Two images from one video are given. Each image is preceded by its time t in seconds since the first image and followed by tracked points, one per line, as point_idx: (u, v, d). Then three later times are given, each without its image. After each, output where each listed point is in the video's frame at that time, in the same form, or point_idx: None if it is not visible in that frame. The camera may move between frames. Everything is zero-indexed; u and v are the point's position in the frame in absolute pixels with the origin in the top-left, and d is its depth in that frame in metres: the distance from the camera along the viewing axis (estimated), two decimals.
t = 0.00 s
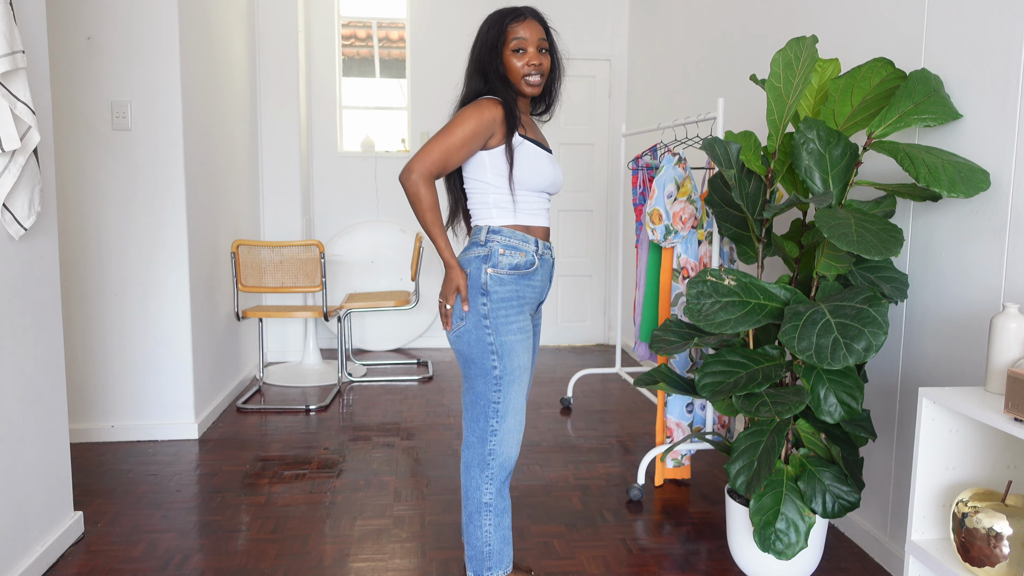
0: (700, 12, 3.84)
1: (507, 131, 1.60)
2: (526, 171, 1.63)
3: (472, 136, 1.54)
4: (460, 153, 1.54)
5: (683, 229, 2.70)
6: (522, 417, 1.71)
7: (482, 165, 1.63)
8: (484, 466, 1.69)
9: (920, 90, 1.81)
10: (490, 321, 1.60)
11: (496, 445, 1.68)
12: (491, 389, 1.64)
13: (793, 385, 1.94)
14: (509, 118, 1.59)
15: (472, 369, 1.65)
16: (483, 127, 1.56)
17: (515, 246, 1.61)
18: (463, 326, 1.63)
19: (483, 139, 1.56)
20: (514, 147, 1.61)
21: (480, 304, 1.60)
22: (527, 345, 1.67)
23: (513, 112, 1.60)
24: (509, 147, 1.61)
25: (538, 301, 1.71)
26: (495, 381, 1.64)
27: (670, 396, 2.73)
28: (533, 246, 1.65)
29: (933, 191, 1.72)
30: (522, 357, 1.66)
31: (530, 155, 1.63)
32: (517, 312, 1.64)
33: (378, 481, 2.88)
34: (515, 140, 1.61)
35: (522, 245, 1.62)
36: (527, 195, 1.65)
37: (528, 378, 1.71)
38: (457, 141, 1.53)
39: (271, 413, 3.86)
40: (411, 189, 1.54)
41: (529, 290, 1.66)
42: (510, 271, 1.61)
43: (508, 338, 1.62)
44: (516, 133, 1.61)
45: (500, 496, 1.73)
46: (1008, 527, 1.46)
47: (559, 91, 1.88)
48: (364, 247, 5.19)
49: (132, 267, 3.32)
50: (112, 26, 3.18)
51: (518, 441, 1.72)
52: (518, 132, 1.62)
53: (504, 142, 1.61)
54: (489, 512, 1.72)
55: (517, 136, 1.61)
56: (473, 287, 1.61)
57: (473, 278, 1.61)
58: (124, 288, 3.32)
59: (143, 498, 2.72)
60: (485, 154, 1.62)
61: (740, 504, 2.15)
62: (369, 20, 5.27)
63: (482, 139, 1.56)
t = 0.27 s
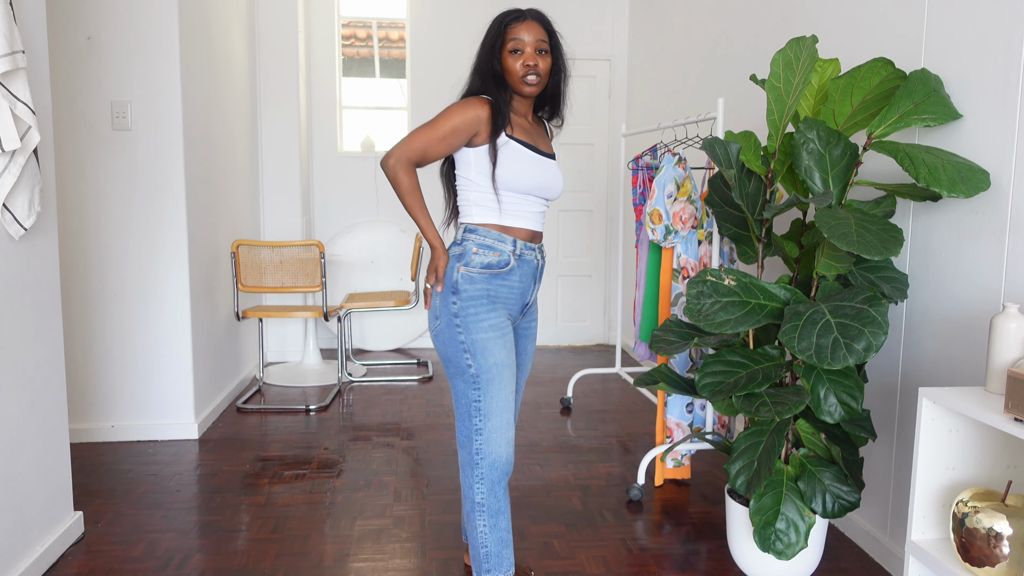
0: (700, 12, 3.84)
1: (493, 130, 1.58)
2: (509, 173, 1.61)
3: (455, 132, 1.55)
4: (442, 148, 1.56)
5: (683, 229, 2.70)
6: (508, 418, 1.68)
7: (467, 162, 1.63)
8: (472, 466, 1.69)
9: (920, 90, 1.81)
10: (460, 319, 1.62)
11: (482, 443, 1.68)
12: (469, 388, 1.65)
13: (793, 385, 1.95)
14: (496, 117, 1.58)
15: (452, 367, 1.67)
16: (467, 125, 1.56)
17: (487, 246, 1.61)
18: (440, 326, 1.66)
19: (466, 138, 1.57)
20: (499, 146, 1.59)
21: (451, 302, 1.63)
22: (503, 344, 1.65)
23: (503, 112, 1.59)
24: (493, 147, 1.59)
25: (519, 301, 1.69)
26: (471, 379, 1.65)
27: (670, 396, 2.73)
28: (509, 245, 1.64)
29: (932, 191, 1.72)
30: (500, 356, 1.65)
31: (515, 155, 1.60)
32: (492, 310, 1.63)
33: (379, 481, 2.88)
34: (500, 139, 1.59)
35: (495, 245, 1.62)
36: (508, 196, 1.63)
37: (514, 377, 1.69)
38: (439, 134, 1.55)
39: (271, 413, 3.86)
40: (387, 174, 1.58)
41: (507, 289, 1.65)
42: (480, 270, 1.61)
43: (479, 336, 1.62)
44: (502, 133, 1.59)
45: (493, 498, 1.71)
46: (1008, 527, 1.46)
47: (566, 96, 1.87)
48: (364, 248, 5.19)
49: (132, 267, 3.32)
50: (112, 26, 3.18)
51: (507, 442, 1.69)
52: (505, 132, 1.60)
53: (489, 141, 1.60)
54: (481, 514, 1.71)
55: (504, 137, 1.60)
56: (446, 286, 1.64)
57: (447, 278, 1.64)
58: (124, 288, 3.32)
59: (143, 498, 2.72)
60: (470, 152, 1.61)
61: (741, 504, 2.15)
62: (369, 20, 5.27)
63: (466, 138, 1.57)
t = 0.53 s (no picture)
0: (700, 12, 3.84)
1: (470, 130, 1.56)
2: (484, 173, 1.57)
3: (431, 131, 1.57)
4: (419, 145, 1.59)
5: (683, 229, 2.70)
6: (489, 425, 1.60)
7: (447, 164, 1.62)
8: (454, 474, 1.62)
9: (920, 90, 1.81)
10: (436, 320, 1.59)
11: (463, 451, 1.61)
12: (448, 392, 1.60)
13: (793, 385, 1.94)
14: (473, 115, 1.56)
15: (432, 372, 1.64)
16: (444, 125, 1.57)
17: (465, 249, 1.59)
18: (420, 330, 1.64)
19: (441, 138, 1.57)
20: (476, 146, 1.56)
21: (428, 304, 1.60)
22: (481, 347, 1.60)
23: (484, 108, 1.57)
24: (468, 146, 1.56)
25: (502, 305, 1.64)
26: (448, 383, 1.60)
27: (670, 396, 2.73)
28: (489, 247, 1.60)
29: (933, 191, 1.72)
30: (477, 359, 1.59)
31: (494, 156, 1.56)
32: (469, 312, 1.59)
33: (379, 481, 2.88)
34: (477, 138, 1.56)
35: (474, 247, 1.59)
36: (487, 197, 1.59)
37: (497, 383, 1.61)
38: (414, 131, 1.58)
39: (271, 412, 3.86)
40: (373, 161, 1.66)
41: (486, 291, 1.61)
42: (457, 272, 1.59)
43: (453, 337, 1.58)
44: (480, 130, 1.56)
45: (476, 511, 1.62)
46: (1007, 527, 1.46)
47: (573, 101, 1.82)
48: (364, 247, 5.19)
49: (132, 267, 3.32)
50: (112, 26, 3.18)
51: (489, 451, 1.60)
52: (483, 131, 1.56)
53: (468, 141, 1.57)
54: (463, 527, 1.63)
55: (482, 134, 1.56)
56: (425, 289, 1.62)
57: (427, 281, 1.62)
58: (124, 288, 3.32)
59: (143, 498, 2.72)
60: (453, 152, 1.60)
61: (741, 504, 2.15)
62: (369, 20, 5.27)
63: (441, 138, 1.57)
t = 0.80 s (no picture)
0: (700, 12, 3.84)
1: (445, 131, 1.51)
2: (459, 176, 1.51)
3: (409, 135, 1.55)
4: (400, 151, 1.59)
5: (683, 230, 2.70)
6: (470, 440, 1.55)
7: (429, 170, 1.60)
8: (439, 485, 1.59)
9: (920, 90, 1.81)
10: (417, 331, 1.54)
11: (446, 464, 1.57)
12: (430, 404, 1.56)
13: (793, 385, 1.95)
14: (449, 116, 1.52)
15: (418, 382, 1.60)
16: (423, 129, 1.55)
17: (447, 255, 1.53)
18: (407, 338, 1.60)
19: (420, 144, 1.56)
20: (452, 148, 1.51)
21: (411, 313, 1.56)
22: (462, 359, 1.53)
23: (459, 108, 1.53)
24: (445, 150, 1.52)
25: (489, 313, 1.56)
26: (431, 395, 1.55)
27: (670, 396, 2.73)
28: (472, 252, 1.53)
29: (933, 191, 1.72)
30: (458, 372, 1.53)
31: (471, 156, 1.50)
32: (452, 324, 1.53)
33: (379, 481, 2.88)
34: (454, 140, 1.51)
35: (456, 253, 1.53)
36: (467, 201, 1.54)
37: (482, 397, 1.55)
38: (394, 138, 1.57)
39: (271, 413, 3.86)
40: (359, 171, 1.67)
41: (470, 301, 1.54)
42: (439, 280, 1.53)
43: (433, 349, 1.53)
44: (457, 133, 1.51)
45: (459, 524, 1.60)
46: (1008, 527, 1.46)
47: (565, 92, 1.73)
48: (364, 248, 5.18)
49: (132, 267, 3.32)
50: (112, 26, 3.18)
51: (469, 466, 1.56)
52: (459, 131, 1.51)
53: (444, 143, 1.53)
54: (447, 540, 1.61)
55: (459, 136, 1.51)
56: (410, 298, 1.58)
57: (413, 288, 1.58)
58: (124, 288, 3.32)
59: (143, 498, 2.72)
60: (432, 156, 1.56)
61: (741, 504, 2.15)
62: (369, 20, 5.27)
63: (420, 142, 1.55)
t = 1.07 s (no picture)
0: (700, 12, 3.84)
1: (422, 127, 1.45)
2: (434, 175, 1.44)
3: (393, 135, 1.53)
4: (387, 152, 1.58)
5: (683, 229, 2.70)
6: (451, 451, 1.44)
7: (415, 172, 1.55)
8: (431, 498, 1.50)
9: (920, 90, 1.81)
10: (399, 338, 1.47)
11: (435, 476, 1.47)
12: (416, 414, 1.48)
13: (793, 385, 1.95)
14: (427, 110, 1.46)
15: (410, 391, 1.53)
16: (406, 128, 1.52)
17: (422, 258, 1.45)
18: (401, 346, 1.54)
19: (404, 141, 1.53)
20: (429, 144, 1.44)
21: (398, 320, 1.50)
22: (439, 366, 1.43)
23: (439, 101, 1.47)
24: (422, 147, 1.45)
25: (469, 316, 1.44)
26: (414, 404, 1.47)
27: (670, 396, 2.73)
28: (446, 252, 1.44)
29: (933, 191, 1.72)
30: (435, 380, 1.43)
31: (446, 151, 1.42)
32: (428, 328, 1.43)
33: (379, 481, 2.88)
34: (430, 137, 1.44)
35: (431, 253, 1.45)
36: (445, 202, 1.46)
37: (463, 406, 1.44)
38: (379, 137, 1.56)
39: (271, 413, 3.86)
40: (355, 171, 1.67)
41: (446, 303, 1.44)
42: (416, 284, 1.45)
43: (411, 356, 1.44)
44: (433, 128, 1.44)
45: (449, 539, 1.49)
46: (1008, 527, 1.46)
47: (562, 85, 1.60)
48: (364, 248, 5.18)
49: (132, 267, 3.32)
50: (112, 26, 3.18)
51: (453, 478, 1.45)
52: (436, 127, 1.44)
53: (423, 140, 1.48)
54: (442, 558, 1.50)
55: (435, 131, 1.44)
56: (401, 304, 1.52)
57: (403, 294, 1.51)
58: (124, 288, 3.32)
59: (143, 498, 2.72)
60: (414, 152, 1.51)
61: (741, 504, 2.15)
62: (369, 20, 5.27)
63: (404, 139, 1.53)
